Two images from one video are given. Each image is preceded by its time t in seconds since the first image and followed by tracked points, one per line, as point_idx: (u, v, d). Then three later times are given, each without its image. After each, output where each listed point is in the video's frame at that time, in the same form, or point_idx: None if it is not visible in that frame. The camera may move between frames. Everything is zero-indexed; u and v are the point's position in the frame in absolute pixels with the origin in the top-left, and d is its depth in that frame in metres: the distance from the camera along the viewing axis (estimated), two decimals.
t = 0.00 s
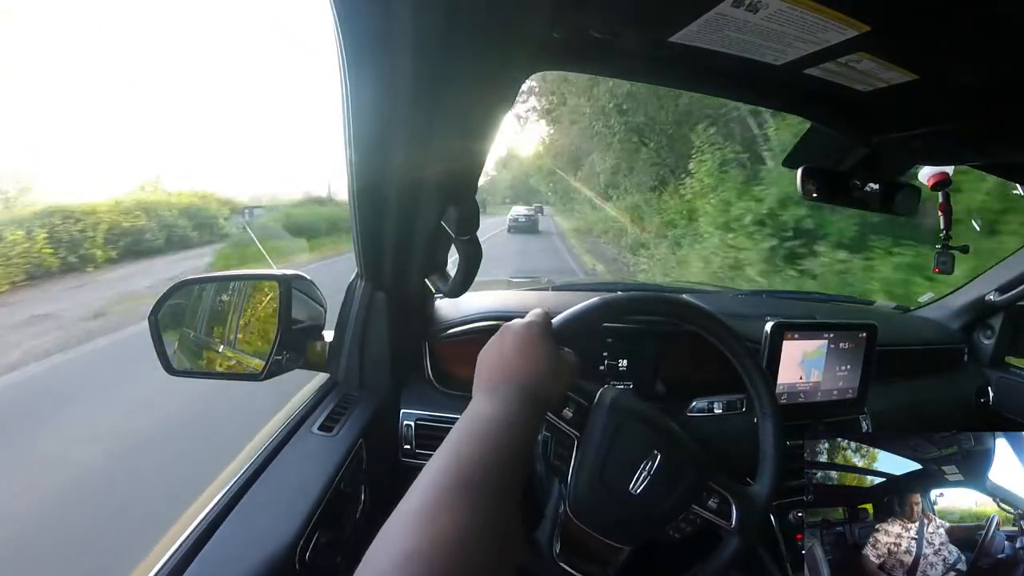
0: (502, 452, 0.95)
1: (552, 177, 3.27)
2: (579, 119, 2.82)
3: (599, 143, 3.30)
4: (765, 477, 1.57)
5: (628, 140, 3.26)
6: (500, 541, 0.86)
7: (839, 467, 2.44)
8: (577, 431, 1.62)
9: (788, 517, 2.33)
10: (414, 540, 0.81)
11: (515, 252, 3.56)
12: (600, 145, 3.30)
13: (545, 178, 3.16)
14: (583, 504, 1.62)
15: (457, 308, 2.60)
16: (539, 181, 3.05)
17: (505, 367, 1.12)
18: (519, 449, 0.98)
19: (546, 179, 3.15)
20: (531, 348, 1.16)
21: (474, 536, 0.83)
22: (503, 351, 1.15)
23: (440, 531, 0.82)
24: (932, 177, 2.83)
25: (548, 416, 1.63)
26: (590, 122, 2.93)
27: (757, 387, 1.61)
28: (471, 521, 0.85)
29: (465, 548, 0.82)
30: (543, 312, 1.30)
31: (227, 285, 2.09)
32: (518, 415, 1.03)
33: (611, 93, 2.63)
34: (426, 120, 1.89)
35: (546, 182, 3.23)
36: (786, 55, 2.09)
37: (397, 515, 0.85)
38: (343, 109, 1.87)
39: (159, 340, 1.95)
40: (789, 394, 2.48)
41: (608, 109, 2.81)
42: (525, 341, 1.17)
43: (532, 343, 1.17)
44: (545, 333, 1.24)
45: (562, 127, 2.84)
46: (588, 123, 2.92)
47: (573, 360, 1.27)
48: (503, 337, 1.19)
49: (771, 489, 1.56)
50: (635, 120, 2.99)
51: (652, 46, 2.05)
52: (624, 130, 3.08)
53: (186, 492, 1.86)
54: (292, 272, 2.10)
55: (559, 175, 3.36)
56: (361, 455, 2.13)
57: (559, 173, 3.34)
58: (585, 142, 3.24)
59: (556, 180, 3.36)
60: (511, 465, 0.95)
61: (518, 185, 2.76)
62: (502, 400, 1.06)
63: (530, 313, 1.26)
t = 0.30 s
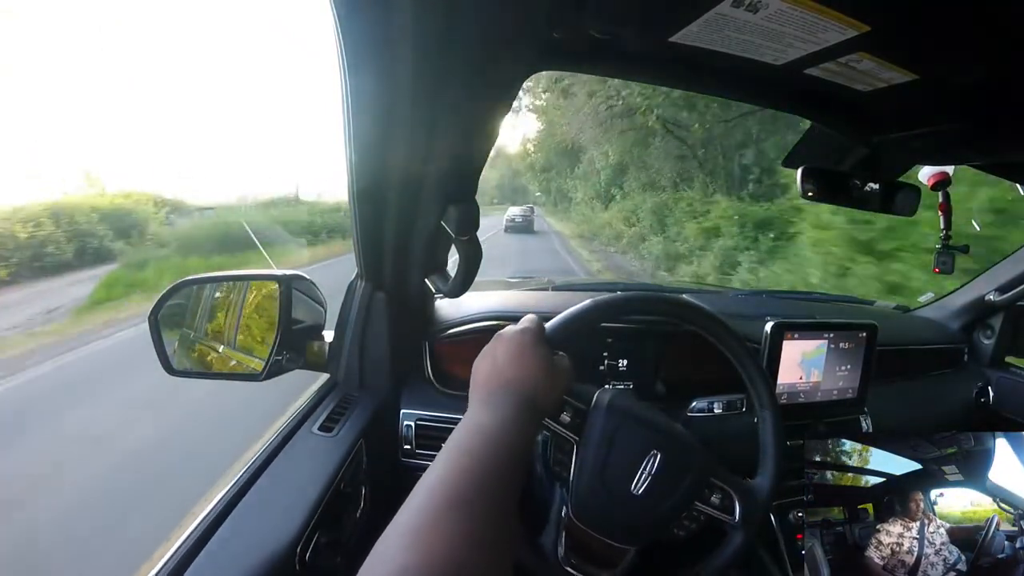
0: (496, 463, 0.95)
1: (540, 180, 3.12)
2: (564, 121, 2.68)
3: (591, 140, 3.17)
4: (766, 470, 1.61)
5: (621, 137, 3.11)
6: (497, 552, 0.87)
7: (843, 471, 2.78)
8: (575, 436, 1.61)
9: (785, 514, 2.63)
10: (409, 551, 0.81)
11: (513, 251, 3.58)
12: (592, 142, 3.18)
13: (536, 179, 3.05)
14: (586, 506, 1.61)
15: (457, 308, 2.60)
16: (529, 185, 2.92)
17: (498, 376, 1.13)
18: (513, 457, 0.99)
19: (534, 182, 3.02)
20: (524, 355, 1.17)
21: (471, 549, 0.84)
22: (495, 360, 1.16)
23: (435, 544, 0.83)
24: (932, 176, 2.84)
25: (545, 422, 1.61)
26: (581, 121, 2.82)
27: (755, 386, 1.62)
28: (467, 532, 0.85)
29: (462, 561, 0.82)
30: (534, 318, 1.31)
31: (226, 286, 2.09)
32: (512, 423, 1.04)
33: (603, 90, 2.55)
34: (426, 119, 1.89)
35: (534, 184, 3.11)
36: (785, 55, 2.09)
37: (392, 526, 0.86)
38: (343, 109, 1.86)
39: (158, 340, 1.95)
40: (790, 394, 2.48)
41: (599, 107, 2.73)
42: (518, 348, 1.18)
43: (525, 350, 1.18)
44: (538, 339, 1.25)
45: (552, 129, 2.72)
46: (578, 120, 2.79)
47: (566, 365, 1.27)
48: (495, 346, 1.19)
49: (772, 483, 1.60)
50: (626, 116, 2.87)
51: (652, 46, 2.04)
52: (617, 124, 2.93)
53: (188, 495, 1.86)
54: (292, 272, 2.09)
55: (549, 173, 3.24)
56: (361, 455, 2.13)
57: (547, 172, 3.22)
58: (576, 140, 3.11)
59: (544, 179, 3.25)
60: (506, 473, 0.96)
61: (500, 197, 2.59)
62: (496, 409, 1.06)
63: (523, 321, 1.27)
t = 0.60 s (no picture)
0: (491, 476, 0.95)
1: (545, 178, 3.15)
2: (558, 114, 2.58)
3: (593, 141, 3.12)
4: (766, 465, 1.61)
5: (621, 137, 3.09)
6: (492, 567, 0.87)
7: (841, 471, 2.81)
8: (572, 440, 1.61)
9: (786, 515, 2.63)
10: (404, 567, 0.81)
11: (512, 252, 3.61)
12: (595, 140, 3.14)
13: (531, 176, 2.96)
14: (590, 505, 1.62)
15: (456, 308, 2.61)
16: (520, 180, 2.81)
17: (493, 382, 1.12)
18: (508, 466, 0.99)
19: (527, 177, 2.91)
20: (518, 361, 1.17)
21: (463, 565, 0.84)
22: (489, 367, 1.15)
23: (429, 561, 0.82)
24: (932, 176, 2.75)
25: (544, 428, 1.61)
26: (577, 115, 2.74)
27: (755, 386, 1.62)
28: (461, 549, 0.85)
29: None
30: (527, 323, 1.31)
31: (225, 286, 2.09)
32: (508, 432, 1.04)
33: (596, 85, 2.47)
34: (426, 118, 1.88)
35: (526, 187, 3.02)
36: (786, 55, 2.09)
37: (388, 539, 0.86)
38: (343, 109, 1.86)
39: (158, 341, 1.95)
40: (789, 394, 2.48)
41: (595, 102, 2.66)
42: (512, 354, 1.18)
43: (518, 356, 1.18)
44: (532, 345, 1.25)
45: (545, 123, 2.61)
46: (573, 113, 2.71)
47: (561, 368, 1.27)
48: (490, 353, 1.19)
49: (773, 477, 1.59)
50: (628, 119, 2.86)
51: (652, 46, 2.05)
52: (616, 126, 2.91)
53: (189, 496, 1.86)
54: (291, 272, 2.10)
55: (543, 172, 3.19)
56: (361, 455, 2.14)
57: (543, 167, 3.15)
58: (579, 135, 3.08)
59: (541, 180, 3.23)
60: (502, 482, 0.96)
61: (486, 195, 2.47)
62: (493, 419, 1.06)
63: (516, 327, 1.27)
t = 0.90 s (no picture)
0: (483, 499, 0.96)
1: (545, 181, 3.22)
2: (554, 113, 2.55)
3: (598, 138, 3.26)
4: (767, 448, 1.63)
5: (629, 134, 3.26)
6: None
7: (840, 471, 2.81)
8: (571, 450, 1.68)
9: (786, 516, 2.62)
10: None
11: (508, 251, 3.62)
12: (604, 139, 3.30)
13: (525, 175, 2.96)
14: (595, 508, 1.67)
15: (456, 308, 2.61)
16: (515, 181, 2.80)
17: (483, 402, 1.13)
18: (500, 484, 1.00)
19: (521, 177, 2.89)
20: (507, 378, 1.18)
21: None
22: (479, 387, 1.17)
23: None
24: (932, 176, 2.80)
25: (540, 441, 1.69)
26: (572, 114, 2.73)
27: (753, 384, 1.64)
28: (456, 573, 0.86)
29: None
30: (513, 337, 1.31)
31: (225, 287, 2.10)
32: (499, 451, 1.05)
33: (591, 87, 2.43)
34: (426, 119, 1.88)
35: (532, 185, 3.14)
36: (786, 55, 2.09)
37: (382, 562, 0.87)
38: (343, 109, 1.86)
39: (158, 341, 1.95)
40: (789, 394, 2.48)
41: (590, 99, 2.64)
42: (500, 372, 1.19)
43: (507, 373, 1.19)
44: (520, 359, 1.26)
45: (543, 121, 2.57)
46: (569, 112, 2.69)
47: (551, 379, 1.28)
48: (479, 373, 1.20)
49: (774, 459, 1.62)
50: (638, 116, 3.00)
51: (653, 46, 2.05)
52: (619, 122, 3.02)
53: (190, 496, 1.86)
54: (292, 273, 2.10)
55: (539, 171, 3.18)
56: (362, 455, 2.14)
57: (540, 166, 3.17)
58: (584, 134, 3.19)
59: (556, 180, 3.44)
60: (494, 502, 0.97)
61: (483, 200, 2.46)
62: (484, 438, 1.07)
63: (502, 342, 1.27)
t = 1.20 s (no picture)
0: (483, 499, 0.96)
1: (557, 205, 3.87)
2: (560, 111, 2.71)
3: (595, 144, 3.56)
4: (767, 449, 1.64)
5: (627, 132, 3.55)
6: None
7: (837, 472, 2.82)
8: (570, 450, 1.69)
9: (786, 516, 2.62)
10: None
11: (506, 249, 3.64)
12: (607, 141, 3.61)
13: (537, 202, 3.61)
14: (595, 507, 1.67)
15: (456, 308, 2.61)
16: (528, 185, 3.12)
17: (482, 400, 1.14)
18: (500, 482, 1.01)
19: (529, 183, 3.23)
20: (506, 376, 1.18)
21: None
22: (479, 385, 1.16)
23: None
24: (932, 176, 2.79)
25: (539, 440, 1.69)
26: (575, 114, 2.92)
27: (753, 384, 1.64)
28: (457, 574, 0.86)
29: None
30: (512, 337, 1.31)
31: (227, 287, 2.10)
32: (498, 449, 1.06)
33: (581, 87, 2.43)
34: (427, 119, 1.89)
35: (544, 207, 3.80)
36: (786, 55, 2.09)
37: (383, 563, 0.87)
38: (343, 109, 1.86)
39: (158, 340, 1.95)
40: (789, 394, 2.48)
41: (581, 98, 2.65)
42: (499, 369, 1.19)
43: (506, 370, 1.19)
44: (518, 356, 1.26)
45: (555, 116, 2.71)
46: (570, 112, 2.87)
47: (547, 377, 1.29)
48: (479, 371, 1.19)
49: (773, 461, 1.63)
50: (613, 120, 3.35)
51: (653, 46, 2.05)
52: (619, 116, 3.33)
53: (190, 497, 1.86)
54: (293, 273, 2.10)
55: (536, 170, 3.15)
56: (362, 455, 2.13)
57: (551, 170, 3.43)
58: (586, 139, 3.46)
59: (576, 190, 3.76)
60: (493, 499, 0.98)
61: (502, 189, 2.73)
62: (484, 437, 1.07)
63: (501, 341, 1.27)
